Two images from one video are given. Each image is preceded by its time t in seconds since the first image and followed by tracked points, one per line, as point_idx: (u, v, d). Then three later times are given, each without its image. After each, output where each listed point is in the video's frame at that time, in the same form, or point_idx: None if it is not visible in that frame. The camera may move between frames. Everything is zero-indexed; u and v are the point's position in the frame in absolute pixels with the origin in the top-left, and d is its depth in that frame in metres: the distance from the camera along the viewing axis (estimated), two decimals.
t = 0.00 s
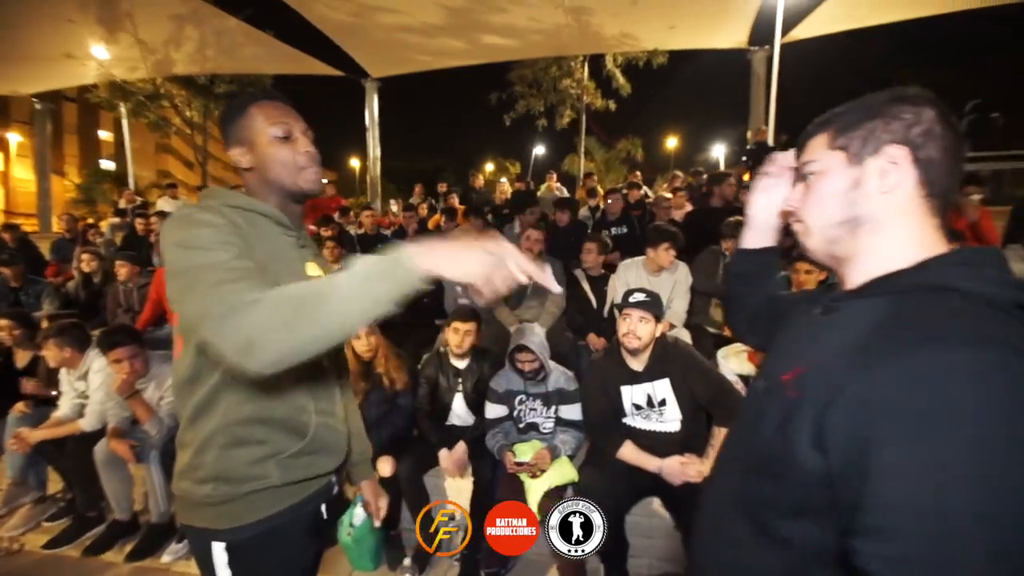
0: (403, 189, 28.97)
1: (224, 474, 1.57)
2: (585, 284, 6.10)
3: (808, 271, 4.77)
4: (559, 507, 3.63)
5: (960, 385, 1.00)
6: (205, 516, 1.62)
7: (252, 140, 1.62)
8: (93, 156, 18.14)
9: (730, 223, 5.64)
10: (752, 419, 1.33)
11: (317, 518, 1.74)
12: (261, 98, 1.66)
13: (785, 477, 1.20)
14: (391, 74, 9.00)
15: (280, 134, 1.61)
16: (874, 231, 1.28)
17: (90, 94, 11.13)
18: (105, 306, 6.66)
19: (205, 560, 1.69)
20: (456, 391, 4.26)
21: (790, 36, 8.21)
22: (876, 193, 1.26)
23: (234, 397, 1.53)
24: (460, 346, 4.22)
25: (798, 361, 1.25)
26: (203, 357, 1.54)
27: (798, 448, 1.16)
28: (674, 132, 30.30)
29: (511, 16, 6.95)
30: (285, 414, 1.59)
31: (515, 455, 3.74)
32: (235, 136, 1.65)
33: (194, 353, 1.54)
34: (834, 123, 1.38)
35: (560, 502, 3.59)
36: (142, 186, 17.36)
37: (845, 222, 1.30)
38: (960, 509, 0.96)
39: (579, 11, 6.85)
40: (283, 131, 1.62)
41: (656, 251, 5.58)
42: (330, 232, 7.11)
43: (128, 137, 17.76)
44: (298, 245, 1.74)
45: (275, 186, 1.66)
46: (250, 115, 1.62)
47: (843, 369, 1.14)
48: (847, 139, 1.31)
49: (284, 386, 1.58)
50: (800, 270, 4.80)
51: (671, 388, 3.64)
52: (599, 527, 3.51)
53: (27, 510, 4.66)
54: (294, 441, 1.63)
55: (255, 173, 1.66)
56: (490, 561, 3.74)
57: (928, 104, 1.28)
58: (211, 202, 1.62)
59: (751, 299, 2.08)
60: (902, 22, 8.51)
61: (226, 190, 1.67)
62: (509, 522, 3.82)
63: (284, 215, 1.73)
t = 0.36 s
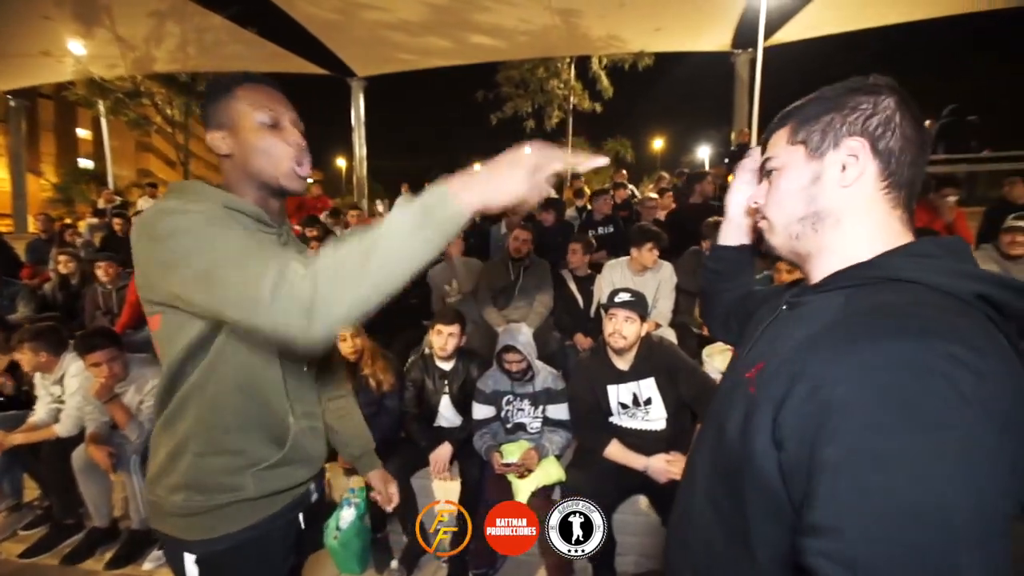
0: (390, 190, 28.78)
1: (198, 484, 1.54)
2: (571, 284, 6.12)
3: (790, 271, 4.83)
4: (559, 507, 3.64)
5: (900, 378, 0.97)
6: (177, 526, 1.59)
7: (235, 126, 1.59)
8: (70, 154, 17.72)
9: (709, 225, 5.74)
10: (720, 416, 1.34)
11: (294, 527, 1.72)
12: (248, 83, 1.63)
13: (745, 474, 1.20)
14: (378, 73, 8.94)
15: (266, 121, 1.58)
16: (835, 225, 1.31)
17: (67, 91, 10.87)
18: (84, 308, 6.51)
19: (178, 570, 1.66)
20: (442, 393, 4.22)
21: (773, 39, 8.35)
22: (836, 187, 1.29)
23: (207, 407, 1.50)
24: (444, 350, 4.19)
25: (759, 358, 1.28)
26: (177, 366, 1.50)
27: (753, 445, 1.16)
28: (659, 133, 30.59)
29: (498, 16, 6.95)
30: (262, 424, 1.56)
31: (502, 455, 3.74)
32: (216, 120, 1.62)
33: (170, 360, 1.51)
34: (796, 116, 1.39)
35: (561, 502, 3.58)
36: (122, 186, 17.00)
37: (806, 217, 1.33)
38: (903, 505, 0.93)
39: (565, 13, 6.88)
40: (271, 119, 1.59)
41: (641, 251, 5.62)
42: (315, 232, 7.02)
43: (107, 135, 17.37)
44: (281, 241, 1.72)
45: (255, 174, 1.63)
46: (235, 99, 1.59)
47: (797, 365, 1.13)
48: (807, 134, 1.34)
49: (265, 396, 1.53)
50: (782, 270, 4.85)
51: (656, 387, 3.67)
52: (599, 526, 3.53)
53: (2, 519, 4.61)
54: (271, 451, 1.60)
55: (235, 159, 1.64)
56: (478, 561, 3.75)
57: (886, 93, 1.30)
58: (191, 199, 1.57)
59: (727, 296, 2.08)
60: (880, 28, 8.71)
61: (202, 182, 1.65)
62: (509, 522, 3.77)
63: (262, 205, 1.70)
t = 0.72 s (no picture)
0: (383, 190, 28.65)
1: (195, 482, 1.53)
2: (565, 284, 6.13)
3: (784, 270, 4.84)
4: (559, 507, 3.64)
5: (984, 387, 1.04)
6: (173, 527, 1.57)
7: (245, 143, 1.61)
8: (59, 154, 17.51)
9: (697, 225, 5.78)
10: (759, 416, 1.33)
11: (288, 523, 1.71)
12: (258, 102, 1.66)
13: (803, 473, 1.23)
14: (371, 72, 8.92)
15: (276, 141, 1.62)
16: (868, 233, 1.32)
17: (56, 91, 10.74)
18: (73, 310, 6.44)
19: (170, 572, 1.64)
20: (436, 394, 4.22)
21: (765, 41, 8.41)
22: (867, 198, 1.31)
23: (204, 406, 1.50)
24: (435, 353, 4.19)
25: (804, 358, 1.29)
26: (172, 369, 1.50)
27: (823, 446, 1.18)
28: (653, 134, 30.69)
29: (491, 17, 6.96)
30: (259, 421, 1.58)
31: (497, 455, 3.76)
32: (225, 135, 1.63)
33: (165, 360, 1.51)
34: (818, 129, 1.42)
35: (561, 502, 3.59)
36: (112, 186, 16.82)
37: (840, 225, 1.34)
38: (991, 503, 1.01)
39: (558, 13, 6.90)
40: (280, 139, 1.63)
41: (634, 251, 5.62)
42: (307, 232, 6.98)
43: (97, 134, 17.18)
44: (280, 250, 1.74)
45: (261, 188, 1.65)
46: (247, 118, 1.62)
47: (870, 373, 1.16)
48: (835, 146, 1.36)
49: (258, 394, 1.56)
50: (776, 269, 4.86)
51: (650, 386, 3.68)
52: (600, 527, 3.54)
53: None
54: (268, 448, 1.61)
55: (244, 173, 1.65)
56: (472, 561, 3.75)
57: (903, 109, 1.35)
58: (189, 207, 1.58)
59: (727, 292, 2.08)
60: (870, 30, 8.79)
61: (206, 189, 1.64)
62: (509, 522, 3.79)
63: (269, 218, 1.72)
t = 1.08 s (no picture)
0: (376, 190, 28.51)
1: (195, 480, 1.50)
2: (558, 284, 6.14)
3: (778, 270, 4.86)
4: (559, 507, 3.68)
5: (1002, 362, 1.23)
6: (175, 525, 1.54)
7: (223, 139, 1.56)
8: (46, 154, 17.27)
9: (687, 225, 5.82)
10: (803, 407, 1.53)
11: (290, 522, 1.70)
12: (230, 95, 1.60)
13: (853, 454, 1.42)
14: (362, 70, 8.87)
15: (253, 133, 1.57)
16: (884, 234, 1.50)
17: (42, 89, 10.57)
18: (60, 311, 6.35)
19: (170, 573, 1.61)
20: (429, 394, 4.21)
21: (755, 42, 8.48)
22: (884, 203, 1.49)
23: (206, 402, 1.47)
24: (426, 354, 4.18)
25: (838, 352, 1.49)
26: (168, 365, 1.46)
27: (869, 426, 1.39)
28: (645, 133, 30.80)
29: (482, 15, 6.94)
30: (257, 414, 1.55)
31: (490, 455, 3.76)
32: (202, 133, 1.58)
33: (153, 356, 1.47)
34: (836, 140, 1.59)
35: (561, 502, 3.64)
36: (101, 185, 16.61)
37: (860, 227, 1.51)
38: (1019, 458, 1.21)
39: (550, 13, 6.90)
40: (258, 131, 1.58)
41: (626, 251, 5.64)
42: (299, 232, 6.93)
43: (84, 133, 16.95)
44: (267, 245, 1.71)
45: (245, 185, 1.61)
46: (219, 111, 1.56)
47: (901, 360, 1.37)
48: (854, 156, 1.53)
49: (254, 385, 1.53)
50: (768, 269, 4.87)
51: (642, 384, 3.70)
52: (599, 526, 3.59)
53: None
54: (268, 443, 1.59)
55: (225, 171, 1.60)
56: (466, 561, 3.77)
57: (912, 124, 1.54)
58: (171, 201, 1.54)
59: (746, 286, 2.19)
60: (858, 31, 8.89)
61: (187, 185, 1.59)
62: (509, 522, 3.76)
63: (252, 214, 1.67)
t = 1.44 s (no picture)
0: (370, 188, 28.42)
1: (191, 498, 1.48)
2: (552, 283, 6.17)
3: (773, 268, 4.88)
4: (559, 507, 3.69)
5: None
6: (169, 542, 1.52)
7: (204, 119, 1.52)
8: (36, 152, 17.10)
9: (684, 224, 5.81)
10: (870, 402, 1.54)
11: (289, 535, 1.70)
12: (213, 70, 1.55)
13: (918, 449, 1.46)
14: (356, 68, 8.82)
15: (240, 112, 1.52)
16: (961, 231, 1.50)
17: (31, 85, 10.44)
18: (50, 310, 6.28)
19: None
20: (423, 393, 4.20)
21: (749, 40, 8.51)
22: (962, 198, 1.49)
23: (202, 421, 1.43)
24: (420, 353, 4.18)
25: (917, 345, 1.50)
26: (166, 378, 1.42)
27: (954, 426, 1.41)
28: (639, 131, 30.88)
29: (476, 12, 6.91)
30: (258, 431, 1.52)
31: (487, 454, 3.76)
32: (181, 115, 1.54)
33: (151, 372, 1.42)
34: (907, 135, 1.60)
35: (561, 502, 3.64)
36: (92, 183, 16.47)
37: (935, 223, 1.51)
38: None
39: (545, 11, 6.89)
40: (244, 109, 1.53)
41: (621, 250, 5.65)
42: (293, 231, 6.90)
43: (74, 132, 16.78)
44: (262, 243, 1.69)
45: (231, 170, 1.57)
46: (200, 88, 1.52)
47: (986, 362, 1.40)
48: (930, 148, 1.53)
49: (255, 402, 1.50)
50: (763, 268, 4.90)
51: (637, 382, 3.70)
52: (599, 526, 3.60)
53: None
54: (267, 459, 1.57)
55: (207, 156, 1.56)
56: (464, 560, 3.75)
57: (987, 119, 1.54)
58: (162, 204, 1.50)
59: (789, 269, 2.05)
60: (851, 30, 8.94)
61: (172, 176, 1.58)
62: (509, 522, 3.73)
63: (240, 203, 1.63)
